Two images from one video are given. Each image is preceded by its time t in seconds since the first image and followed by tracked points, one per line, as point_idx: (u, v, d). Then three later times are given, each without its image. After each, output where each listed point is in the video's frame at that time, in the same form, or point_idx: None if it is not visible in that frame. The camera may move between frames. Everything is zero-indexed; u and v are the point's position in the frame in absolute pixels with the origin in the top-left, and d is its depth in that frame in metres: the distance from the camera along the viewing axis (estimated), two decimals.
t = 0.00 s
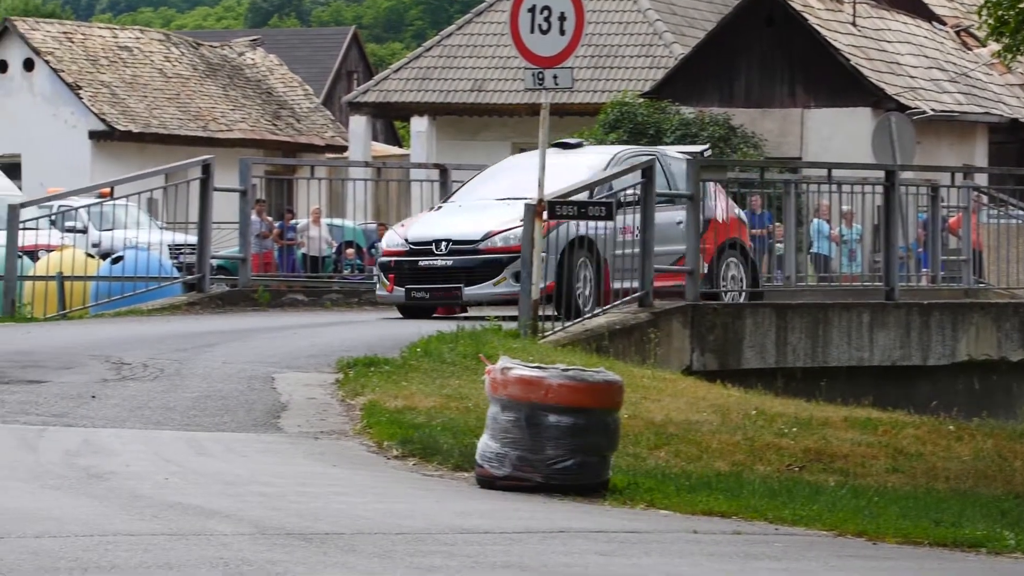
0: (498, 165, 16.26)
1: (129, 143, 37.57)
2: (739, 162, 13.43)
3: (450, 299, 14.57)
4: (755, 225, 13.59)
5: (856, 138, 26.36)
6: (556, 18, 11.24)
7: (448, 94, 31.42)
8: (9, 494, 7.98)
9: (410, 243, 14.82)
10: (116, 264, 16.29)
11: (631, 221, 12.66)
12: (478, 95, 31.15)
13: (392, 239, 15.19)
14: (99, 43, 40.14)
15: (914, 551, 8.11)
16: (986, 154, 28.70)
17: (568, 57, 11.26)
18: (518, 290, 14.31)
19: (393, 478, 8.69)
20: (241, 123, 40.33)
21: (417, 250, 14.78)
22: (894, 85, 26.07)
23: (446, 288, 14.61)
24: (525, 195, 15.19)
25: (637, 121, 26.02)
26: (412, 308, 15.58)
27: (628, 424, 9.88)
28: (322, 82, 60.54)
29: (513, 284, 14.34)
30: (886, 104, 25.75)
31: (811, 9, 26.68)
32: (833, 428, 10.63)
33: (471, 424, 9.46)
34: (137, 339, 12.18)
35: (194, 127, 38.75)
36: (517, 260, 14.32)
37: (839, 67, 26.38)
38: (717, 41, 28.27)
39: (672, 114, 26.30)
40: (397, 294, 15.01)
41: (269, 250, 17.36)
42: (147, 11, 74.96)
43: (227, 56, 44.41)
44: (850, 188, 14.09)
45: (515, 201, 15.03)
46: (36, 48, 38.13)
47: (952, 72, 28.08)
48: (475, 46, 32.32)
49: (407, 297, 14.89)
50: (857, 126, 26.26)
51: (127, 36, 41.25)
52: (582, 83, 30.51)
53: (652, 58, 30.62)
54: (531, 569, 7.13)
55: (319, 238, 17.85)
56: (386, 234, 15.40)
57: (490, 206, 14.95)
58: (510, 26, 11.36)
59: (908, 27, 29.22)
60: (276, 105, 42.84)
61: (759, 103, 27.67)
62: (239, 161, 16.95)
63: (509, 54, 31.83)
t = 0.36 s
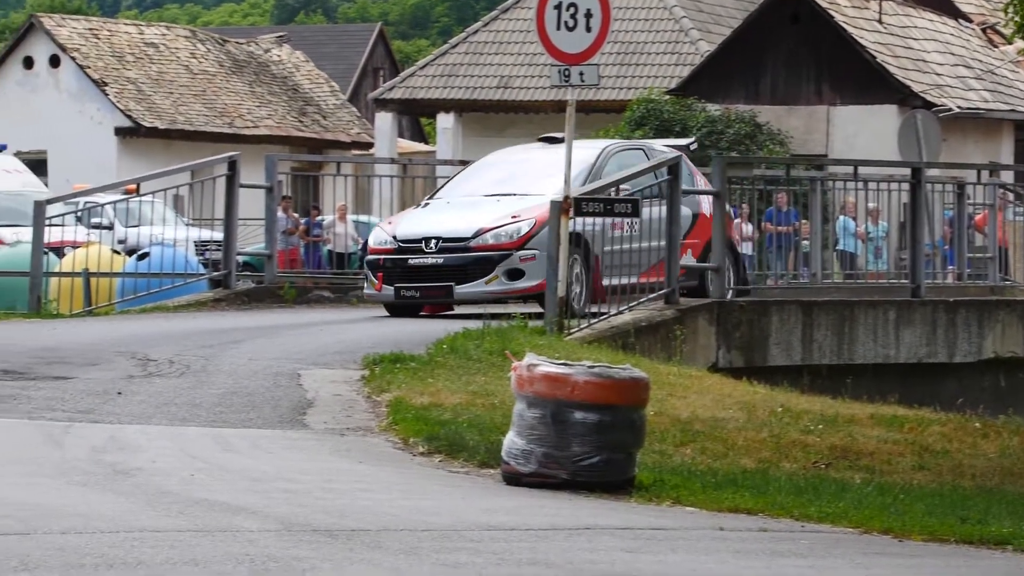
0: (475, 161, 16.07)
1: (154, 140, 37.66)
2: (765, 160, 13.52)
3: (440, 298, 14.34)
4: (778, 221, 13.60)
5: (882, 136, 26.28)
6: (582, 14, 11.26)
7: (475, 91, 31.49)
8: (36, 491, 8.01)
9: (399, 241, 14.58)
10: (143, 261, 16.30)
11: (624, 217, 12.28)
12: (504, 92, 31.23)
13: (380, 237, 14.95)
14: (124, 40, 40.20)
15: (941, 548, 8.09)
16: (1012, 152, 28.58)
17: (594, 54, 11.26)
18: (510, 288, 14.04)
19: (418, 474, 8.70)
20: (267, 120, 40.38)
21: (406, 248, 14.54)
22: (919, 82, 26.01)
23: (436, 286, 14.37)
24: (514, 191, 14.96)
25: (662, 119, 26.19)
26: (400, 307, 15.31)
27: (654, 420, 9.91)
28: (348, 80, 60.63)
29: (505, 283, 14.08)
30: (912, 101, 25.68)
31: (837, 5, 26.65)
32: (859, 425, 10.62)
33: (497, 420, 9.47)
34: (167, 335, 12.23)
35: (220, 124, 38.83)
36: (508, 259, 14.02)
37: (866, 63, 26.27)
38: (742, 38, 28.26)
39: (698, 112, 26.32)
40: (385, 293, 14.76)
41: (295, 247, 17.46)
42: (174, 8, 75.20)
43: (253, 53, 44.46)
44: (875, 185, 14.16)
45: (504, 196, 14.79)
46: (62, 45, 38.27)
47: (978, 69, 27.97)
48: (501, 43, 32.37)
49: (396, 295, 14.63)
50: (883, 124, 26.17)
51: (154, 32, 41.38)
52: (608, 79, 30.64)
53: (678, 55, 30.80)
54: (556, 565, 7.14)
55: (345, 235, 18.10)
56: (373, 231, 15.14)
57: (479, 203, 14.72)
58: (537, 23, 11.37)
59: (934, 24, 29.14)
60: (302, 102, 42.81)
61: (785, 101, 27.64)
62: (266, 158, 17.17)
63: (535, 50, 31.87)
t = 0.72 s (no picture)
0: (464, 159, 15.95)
1: (185, 135, 37.77)
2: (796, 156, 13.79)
3: (437, 296, 14.27)
4: (809, 217, 13.84)
5: (911, 133, 26.17)
6: (613, 10, 11.28)
7: (505, 87, 31.51)
8: (68, 486, 8.05)
9: (394, 238, 14.45)
10: (174, 256, 16.43)
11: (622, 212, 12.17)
12: (534, 87, 31.26)
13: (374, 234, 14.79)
14: (156, 36, 40.37)
15: (973, 546, 8.06)
16: None
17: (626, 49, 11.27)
18: (509, 286, 14.01)
19: (451, 470, 8.72)
20: (298, 115, 40.38)
21: (401, 245, 14.40)
22: (951, 79, 25.98)
23: (434, 284, 14.30)
24: (509, 185, 14.88)
25: (694, 116, 26.16)
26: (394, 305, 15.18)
27: (685, 417, 9.92)
28: (379, 75, 60.68)
29: (503, 279, 14.05)
30: (943, 98, 25.60)
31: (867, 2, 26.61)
32: (890, 422, 10.59)
33: (528, 415, 9.50)
34: (198, 331, 12.27)
35: (251, 119, 38.89)
36: (507, 255, 13.98)
37: (897, 60, 26.17)
38: (773, 33, 28.08)
39: (728, 108, 26.19)
40: (381, 291, 14.65)
41: (326, 243, 17.64)
42: (205, 4, 75.51)
43: (284, 49, 44.53)
44: (907, 182, 14.46)
45: (498, 192, 14.69)
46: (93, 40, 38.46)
47: (1010, 66, 27.86)
48: (532, 39, 32.39)
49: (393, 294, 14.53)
50: (913, 121, 26.07)
51: (185, 28, 41.50)
52: (639, 75, 30.66)
53: (709, 51, 30.75)
54: (587, 562, 7.14)
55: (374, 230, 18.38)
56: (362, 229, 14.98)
57: (473, 199, 14.63)
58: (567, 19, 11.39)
59: (965, 21, 29.05)
60: (332, 98, 42.78)
61: (815, 97, 27.53)
62: (295, 153, 17.15)
63: (566, 47, 31.90)
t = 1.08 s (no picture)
0: (459, 155, 15.65)
1: (222, 130, 37.86)
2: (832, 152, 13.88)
3: (442, 292, 13.88)
4: (845, 213, 13.97)
5: (947, 128, 26.08)
6: (649, 6, 11.30)
7: (541, 82, 31.51)
8: (106, 480, 8.09)
9: (397, 235, 14.04)
10: (210, 251, 16.42)
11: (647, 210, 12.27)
12: (572, 83, 31.23)
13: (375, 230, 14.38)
14: (192, 30, 40.48)
15: (1009, 542, 8.03)
16: None
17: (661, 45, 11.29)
18: (516, 282, 13.71)
19: (490, 466, 8.75)
20: (334, 111, 40.43)
21: (404, 242, 13.99)
22: (988, 75, 25.95)
23: (439, 281, 13.91)
24: (509, 181, 14.59)
25: (730, 111, 25.90)
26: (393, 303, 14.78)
27: (722, 412, 9.93)
28: (415, 70, 60.96)
29: (510, 276, 13.74)
30: (979, 94, 25.52)
31: None
32: (925, 417, 10.58)
33: (565, 411, 9.53)
34: (234, 325, 12.32)
35: (288, 114, 38.99)
36: (514, 251, 13.66)
37: (933, 56, 26.07)
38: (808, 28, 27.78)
39: (764, 104, 26.01)
40: (384, 288, 14.25)
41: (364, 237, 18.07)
42: None
43: (320, 43, 44.69)
44: (943, 178, 14.51)
45: (500, 187, 14.39)
46: (130, 35, 38.58)
47: None
48: (568, 34, 32.40)
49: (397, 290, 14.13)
50: (949, 117, 26.00)
51: (221, 23, 41.59)
52: (676, 71, 30.65)
53: (745, 47, 30.72)
54: (624, 557, 7.15)
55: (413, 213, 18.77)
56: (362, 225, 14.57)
57: (474, 195, 14.28)
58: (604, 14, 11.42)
59: (1001, 17, 28.97)
60: (369, 93, 42.85)
61: (853, 93, 27.29)
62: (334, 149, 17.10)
63: (602, 42, 31.90)
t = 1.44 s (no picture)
0: (460, 148, 15.55)
1: (260, 126, 37.96)
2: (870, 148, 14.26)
3: (450, 290, 13.73)
4: (884, 209, 14.28)
5: (984, 125, 26.03)
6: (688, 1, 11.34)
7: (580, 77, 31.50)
8: (145, 475, 8.14)
9: (402, 231, 13.92)
10: (248, 246, 16.79)
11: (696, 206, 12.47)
12: (609, 78, 31.24)
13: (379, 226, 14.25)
14: (230, 26, 40.57)
15: None
16: None
17: (700, 40, 11.33)
18: (526, 279, 13.60)
19: (529, 461, 8.77)
20: (372, 106, 40.58)
21: (411, 238, 13.87)
22: None
23: (446, 278, 13.77)
24: (515, 176, 14.48)
25: (768, 107, 25.68)
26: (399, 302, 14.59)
27: (760, 408, 9.93)
28: (453, 66, 61.30)
29: (519, 273, 13.62)
30: (1018, 90, 25.37)
31: None
32: (964, 414, 10.54)
33: (603, 406, 9.56)
34: (271, 321, 12.37)
35: (326, 110, 39.10)
36: (523, 248, 13.55)
37: (971, 52, 25.97)
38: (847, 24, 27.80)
39: (802, 99, 25.85)
40: (390, 285, 14.09)
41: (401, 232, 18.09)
42: None
43: (358, 38, 44.93)
44: (980, 174, 14.84)
45: (507, 181, 14.31)
46: (168, 30, 38.60)
47: None
48: (606, 30, 32.42)
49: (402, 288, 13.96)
50: (987, 113, 25.92)
51: (258, 18, 41.70)
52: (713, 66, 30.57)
53: (783, 43, 30.70)
54: (662, 553, 7.15)
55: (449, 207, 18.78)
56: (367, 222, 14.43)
57: (481, 189, 14.18)
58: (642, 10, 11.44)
59: None
60: (406, 88, 42.98)
61: (890, 89, 27.26)
62: (373, 142, 17.22)
63: (641, 38, 31.91)
